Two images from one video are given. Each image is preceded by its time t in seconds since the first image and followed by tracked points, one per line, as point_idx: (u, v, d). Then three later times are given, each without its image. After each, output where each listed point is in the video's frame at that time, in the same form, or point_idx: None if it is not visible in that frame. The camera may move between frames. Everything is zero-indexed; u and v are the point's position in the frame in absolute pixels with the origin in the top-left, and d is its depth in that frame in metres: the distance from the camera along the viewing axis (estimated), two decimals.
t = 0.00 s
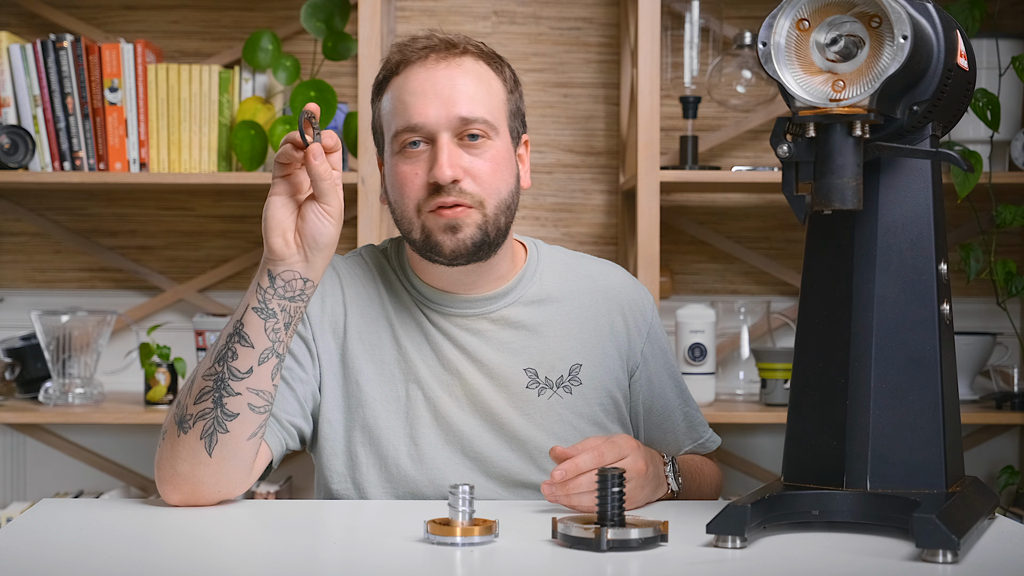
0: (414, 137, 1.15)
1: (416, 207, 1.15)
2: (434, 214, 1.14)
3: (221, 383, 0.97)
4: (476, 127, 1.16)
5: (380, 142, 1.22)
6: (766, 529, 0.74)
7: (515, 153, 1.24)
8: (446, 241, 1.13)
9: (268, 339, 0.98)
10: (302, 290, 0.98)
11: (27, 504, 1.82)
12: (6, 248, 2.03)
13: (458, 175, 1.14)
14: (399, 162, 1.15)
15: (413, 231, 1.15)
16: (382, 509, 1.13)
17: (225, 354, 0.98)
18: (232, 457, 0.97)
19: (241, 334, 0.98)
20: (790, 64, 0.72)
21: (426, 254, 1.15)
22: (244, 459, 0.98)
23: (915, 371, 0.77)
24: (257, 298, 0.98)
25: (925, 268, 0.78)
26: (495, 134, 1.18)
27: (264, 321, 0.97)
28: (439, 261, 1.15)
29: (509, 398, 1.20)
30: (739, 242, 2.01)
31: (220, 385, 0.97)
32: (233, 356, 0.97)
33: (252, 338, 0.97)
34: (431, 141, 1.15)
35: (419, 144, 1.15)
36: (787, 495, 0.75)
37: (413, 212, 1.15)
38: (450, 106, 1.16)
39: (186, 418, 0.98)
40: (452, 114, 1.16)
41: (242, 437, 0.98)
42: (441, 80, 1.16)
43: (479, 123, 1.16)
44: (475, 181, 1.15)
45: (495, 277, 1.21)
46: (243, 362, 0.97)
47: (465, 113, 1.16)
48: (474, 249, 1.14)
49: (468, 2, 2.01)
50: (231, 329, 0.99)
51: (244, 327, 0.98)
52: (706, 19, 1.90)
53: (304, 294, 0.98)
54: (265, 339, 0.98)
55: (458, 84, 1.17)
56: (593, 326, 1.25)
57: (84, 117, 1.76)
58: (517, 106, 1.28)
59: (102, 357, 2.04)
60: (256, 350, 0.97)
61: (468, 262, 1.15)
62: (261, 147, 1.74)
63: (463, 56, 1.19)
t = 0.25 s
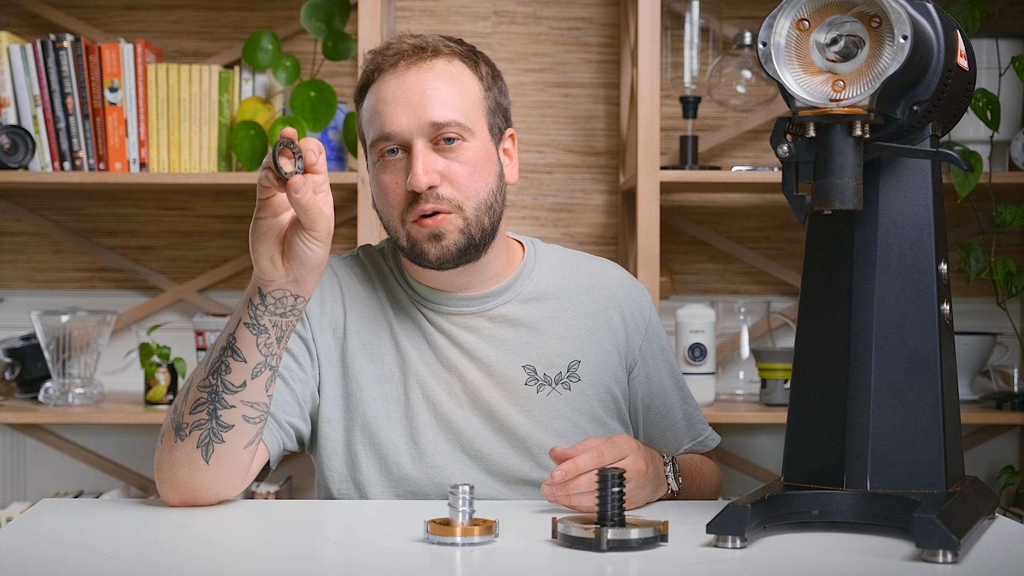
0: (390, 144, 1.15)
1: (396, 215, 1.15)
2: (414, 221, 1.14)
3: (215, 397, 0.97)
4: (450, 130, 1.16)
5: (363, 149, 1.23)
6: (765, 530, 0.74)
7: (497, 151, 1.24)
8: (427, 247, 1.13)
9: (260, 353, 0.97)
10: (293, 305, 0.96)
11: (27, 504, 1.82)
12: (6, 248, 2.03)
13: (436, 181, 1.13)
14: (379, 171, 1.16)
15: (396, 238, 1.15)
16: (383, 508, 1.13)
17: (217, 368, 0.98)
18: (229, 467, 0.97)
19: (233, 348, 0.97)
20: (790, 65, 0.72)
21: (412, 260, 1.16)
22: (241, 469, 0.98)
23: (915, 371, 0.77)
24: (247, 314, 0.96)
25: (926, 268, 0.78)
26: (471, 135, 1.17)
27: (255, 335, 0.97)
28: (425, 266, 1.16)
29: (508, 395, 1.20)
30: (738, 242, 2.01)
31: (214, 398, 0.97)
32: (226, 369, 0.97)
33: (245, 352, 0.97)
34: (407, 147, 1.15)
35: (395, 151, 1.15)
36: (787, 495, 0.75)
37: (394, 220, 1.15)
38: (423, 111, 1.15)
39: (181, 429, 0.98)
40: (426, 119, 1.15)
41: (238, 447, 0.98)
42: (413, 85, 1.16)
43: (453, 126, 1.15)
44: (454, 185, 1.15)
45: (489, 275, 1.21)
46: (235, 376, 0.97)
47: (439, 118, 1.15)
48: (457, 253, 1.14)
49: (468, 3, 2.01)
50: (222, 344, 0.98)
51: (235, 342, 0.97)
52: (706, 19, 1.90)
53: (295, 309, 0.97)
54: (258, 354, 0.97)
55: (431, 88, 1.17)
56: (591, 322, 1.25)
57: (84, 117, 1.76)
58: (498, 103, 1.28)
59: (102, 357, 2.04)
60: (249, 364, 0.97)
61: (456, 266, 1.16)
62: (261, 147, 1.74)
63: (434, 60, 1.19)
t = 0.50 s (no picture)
0: (385, 161, 1.14)
1: (399, 232, 1.15)
2: (418, 237, 1.15)
3: (214, 393, 0.97)
4: (444, 143, 1.14)
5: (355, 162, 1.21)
6: (766, 530, 0.74)
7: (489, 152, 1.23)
8: (434, 262, 1.14)
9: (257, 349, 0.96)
10: (290, 301, 0.93)
11: (28, 504, 1.82)
12: (6, 248, 2.03)
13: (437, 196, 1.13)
14: (376, 188, 1.15)
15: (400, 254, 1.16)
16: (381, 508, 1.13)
17: (215, 363, 0.97)
18: (229, 461, 0.97)
19: (231, 344, 0.96)
20: (790, 65, 0.72)
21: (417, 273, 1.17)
22: (241, 463, 0.99)
23: (915, 371, 0.77)
24: (245, 310, 0.94)
25: (925, 268, 0.78)
26: (465, 143, 1.16)
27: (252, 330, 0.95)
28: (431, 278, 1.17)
29: (505, 394, 1.20)
30: (738, 242, 2.01)
31: (213, 393, 0.97)
32: (224, 365, 0.96)
33: (242, 348, 0.95)
34: (402, 164, 1.15)
35: (391, 168, 1.15)
36: (787, 495, 0.75)
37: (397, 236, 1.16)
38: (415, 125, 1.14)
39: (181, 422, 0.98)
40: (418, 133, 1.14)
41: (237, 443, 0.98)
42: (402, 99, 1.14)
43: (447, 139, 1.14)
44: (454, 197, 1.15)
45: (488, 276, 1.21)
46: (234, 372, 0.96)
47: (431, 131, 1.14)
48: (464, 266, 1.15)
49: (468, 3, 2.01)
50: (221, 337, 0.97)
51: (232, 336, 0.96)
52: (706, 19, 1.90)
53: (292, 305, 0.93)
54: (257, 350, 0.96)
55: (420, 100, 1.15)
56: (587, 321, 1.25)
57: (84, 117, 1.76)
58: (486, 96, 1.27)
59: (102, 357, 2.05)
60: (246, 360, 0.96)
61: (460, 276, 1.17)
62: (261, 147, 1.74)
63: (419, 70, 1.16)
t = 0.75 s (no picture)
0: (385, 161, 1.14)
1: (400, 230, 1.15)
2: (419, 236, 1.15)
3: (205, 397, 0.98)
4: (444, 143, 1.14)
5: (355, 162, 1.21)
6: (765, 529, 0.74)
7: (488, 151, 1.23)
8: (435, 261, 1.14)
9: (247, 353, 0.97)
10: (277, 305, 0.96)
11: (28, 504, 1.82)
12: (6, 248, 2.03)
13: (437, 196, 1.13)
14: (377, 189, 1.15)
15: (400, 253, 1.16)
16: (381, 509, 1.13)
17: (206, 369, 0.98)
18: (223, 464, 0.97)
19: (221, 349, 0.97)
20: (790, 65, 0.72)
21: (418, 272, 1.17)
22: (236, 467, 0.98)
23: (915, 371, 0.77)
24: (233, 314, 0.96)
25: (925, 268, 0.78)
26: (465, 143, 1.16)
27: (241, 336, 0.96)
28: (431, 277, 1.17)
29: (504, 393, 1.20)
30: (738, 242, 2.01)
31: (204, 398, 0.97)
32: (214, 370, 0.97)
33: (232, 352, 0.97)
34: (402, 163, 1.14)
35: (391, 168, 1.14)
36: (787, 495, 0.75)
37: (398, 235, 1.16)
38: (415, 125, 1.13)
39: (173, 429, 0.99)
40: (418, 133, 1.13)
41: (231, 446, 0.98)
42: (401, 100, 1.14)
43: (447, 138, 1.14)
44: (455, 196, 1.15)
45: (486, 275, 1.21)
46: (224, 376, 0.97)
47: (432, 131, 1.14)
48: (464, 263, 1.15)
49: (468, 3, 2.01)
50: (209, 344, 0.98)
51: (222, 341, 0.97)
52: (706, 19, 1.90)
53: (280, 309, 0.96)
54: (246, 354, 0.97)
55: (420, 100, 1.15)
56: (584, 320, 1.25)
57: (84, 117, 1.76)
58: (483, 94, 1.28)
59: (102, 357, 2.05)
60: (237, 364, 0.97)
61: (459, 275, 1.17)
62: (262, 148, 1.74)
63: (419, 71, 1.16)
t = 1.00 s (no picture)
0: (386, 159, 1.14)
1: (400, 228, 1.15)
2: (419, 234, 1.14)
3: (206, 397, 0.98)
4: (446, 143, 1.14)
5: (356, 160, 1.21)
6: (765, 529, 0.74)
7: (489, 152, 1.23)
8: (434, 258, 1.14)
9: (249, 353, 0.97)
10: (278, 305, 0.96)
11: (28, 504, 1.82)
12: (6, 248, 2.03)
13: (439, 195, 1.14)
14: (378, 186, 1.15)
15: (400, 251, 1.15)
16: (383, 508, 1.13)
17: (207, 369, 0.98)
18: (224, 465, 0.97)
19: (222, 349, 0.97)
20: (790, 65, 0.72)
21: (417, 270, 1.16)
22: (236, 467, 0.98)
23: (915, 371, 0.77)
24: (235, 314, 0.96)
25: (925, 268, 0.78)
26: (467, 143, 1.16)
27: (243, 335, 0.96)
28: (429, 275, 1.16)
29: (504, 394, 1.20)
30: (738, 242, 2.01)
31: (205, 398, 0.97)
32: (215, 370, 0.97)
33: (234, 352, 0.97)
34: (403, 162, 1.14)
35: (392, 166, 1.14)
36: (787, 495, 0.75)
37: (398, 233, 1.15)
38: (417, 124, 1.13)
39: (175, 429, 0.99)
40: (419, 130, 1.14)
41: (232, 447, 0.98)
42: (404, 98, 1.15)
43: (449, 137, 1.14)
44: (456, 195, 1.15)
45: (486, 275, 1.21)
46: (226, 376, 0.97)
47: (434, 129, 1.14)
48: (462, 260, 1.15)
49: (468, 3, 2.01)
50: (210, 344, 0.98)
51: (223, 342, 0.97)
52: (706, 19, 1.90)
53: (281, 309, 0.97)
54: (246, 354, 0.97)
55: (422, 97, 1.15)
56: (584, 321, 1.25)
57: (84, 117, 1.76)
58: (487, 96, 1.27)
59: (102, 357, 2.05)
60: (238, 364, 0.97)
61: (458, 272, 1.16)
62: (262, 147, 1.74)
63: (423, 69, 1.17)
